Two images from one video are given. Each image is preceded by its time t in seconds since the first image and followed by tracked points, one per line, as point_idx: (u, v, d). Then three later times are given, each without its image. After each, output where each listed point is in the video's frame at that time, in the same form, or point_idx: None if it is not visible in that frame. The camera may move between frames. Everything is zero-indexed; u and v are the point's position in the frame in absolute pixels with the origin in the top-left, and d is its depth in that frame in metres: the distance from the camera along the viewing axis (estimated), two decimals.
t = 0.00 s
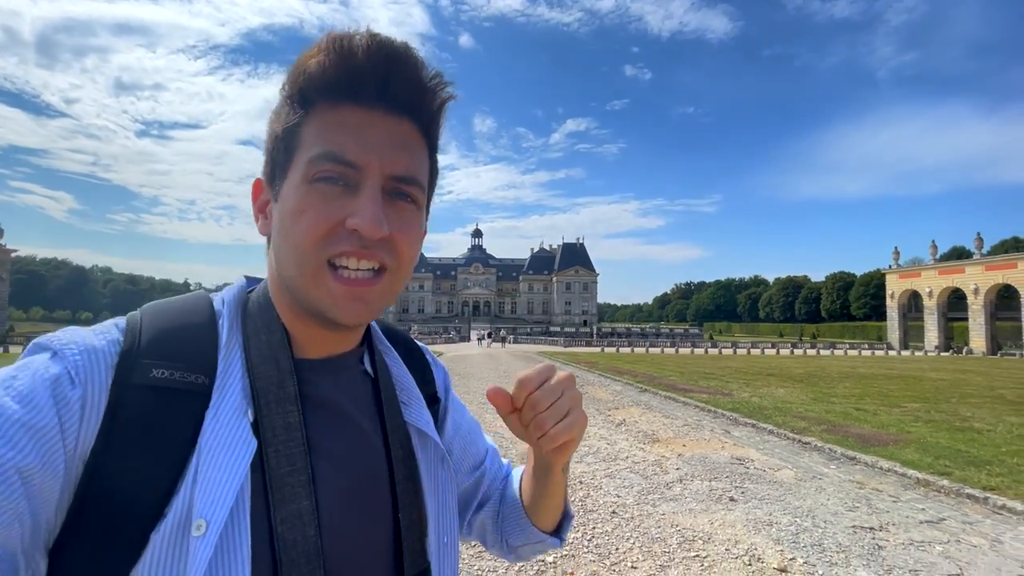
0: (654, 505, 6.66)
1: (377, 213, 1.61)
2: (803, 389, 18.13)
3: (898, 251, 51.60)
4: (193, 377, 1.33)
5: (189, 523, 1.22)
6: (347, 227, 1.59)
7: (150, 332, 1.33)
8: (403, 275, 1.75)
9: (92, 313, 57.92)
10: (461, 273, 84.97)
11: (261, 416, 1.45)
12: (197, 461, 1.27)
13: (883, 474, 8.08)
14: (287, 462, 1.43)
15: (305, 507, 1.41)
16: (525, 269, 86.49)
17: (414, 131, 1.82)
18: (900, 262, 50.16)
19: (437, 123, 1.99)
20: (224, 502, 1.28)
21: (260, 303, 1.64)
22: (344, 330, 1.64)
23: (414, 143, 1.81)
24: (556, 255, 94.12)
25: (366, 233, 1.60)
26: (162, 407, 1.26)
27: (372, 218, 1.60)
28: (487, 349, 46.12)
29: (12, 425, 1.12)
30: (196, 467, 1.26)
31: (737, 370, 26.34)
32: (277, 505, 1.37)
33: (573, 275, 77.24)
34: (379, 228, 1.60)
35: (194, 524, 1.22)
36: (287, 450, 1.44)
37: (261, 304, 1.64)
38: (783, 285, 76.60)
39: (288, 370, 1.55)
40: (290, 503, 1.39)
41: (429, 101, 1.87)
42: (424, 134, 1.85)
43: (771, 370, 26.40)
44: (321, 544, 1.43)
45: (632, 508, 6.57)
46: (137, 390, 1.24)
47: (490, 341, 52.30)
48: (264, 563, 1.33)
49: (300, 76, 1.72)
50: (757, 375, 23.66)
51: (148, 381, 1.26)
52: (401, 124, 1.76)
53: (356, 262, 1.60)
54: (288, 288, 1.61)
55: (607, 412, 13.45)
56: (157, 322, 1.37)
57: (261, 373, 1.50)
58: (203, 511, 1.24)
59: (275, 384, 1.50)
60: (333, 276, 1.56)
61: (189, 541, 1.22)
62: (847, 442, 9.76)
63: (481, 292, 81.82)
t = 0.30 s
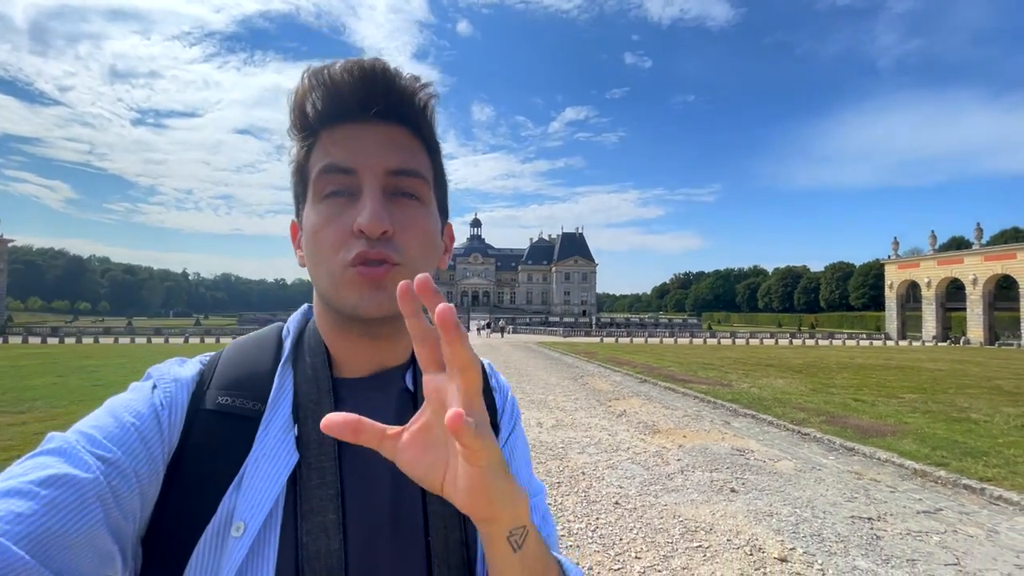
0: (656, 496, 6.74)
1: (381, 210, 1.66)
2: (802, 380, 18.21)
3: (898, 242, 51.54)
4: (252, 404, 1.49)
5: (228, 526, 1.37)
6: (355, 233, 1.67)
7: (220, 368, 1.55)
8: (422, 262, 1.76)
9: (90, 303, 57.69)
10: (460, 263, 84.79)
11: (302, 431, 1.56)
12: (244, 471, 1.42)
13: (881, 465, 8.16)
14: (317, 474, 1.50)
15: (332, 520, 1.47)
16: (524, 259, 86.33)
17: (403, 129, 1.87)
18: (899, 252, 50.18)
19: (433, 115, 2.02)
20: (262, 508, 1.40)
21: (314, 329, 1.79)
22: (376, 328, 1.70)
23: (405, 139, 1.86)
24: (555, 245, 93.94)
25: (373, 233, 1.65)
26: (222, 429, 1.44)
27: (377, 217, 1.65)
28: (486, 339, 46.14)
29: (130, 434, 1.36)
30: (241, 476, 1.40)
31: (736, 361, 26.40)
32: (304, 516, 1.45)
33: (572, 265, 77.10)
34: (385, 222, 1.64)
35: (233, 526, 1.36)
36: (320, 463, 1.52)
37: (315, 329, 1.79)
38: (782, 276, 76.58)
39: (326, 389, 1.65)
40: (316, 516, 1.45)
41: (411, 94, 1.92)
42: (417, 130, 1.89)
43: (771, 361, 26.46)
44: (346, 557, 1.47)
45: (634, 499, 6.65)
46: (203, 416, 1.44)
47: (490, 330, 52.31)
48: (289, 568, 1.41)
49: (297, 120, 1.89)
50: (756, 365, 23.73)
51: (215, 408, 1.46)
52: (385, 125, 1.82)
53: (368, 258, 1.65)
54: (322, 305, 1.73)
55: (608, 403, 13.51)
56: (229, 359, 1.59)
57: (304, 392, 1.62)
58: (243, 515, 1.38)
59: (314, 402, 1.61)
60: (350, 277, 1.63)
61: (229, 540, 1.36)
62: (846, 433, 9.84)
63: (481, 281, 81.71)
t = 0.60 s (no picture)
0: (658, 491, 6.79)
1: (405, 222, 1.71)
2: (802, 374, 18.29)
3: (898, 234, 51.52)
4: (280, 429, 1.55)
5: (254, 545, 1.41)
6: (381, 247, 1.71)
7: (253, 394, 1.63)
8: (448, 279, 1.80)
9: (89, 296, 57.70)
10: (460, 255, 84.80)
11: (323, 452, 1.58)
12: (269, 492, 1.46)
13: (880, 460, 8.21)
14: (336, 496, 1.52)
15: (348, 544, 1.47)
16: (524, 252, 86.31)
17: (419, 154, 1.95)
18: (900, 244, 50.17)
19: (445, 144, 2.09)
20: (287, 528, 1.43)
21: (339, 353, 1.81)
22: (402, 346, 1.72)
23: (422, 163, 1.93)
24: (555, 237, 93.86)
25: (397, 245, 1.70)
26: (253, 453, 1.51)
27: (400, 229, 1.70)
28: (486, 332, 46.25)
29: (174, 453, 1.45)
30: (268, 497, 1.45)
31: (736, 354, 26.48)
32: (321, 539, 1.46)
33: (573, 258, 77.11)
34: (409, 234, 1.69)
35: (258, 545, 1.41)
36: (338, 485, 1.53)
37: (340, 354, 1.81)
38: (783, 268, 76.57)
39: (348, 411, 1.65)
40: (333, 538, 1.46)
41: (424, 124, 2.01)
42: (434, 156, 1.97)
43: (770, 354, 26.52)
44: None
45: (636, 494, 6.70)
46: (236, 440, 1.52)
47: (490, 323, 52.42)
48: None
49: (318, 157, 2.00)
50: (756, 359, 23.78)
51: (246, 432, 1.53)
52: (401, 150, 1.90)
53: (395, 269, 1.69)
54: (348, 324, 1.76)
55: (609, 397, 13.57)
56: (262, 384, 1.67)
57: (325, 415, 1.64)
58: (269, 535, 1.42)
59: (335, 424, 1.62)
60: (376, 294, 1.67)
61: (254, 559, 1.40)
62: (845, 428, 9.90)
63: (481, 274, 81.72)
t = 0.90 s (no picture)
0: (660, 487, 6.81)
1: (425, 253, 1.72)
2: (804, 370, 18.29)
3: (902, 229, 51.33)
4: (301, 437, 1.56)
5: (277, 554, 1.42)
6: (400, 273, 1.71)
7: (273, 399, 1.63)
8: (466, 305, 1.82)
9: (93, 290, 57.95)
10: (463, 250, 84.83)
11: (344, 462, 1.59)
12: (291, 501, 1.47)
13: (881, 456, 8.22)
14: (356, 508, 1.53)
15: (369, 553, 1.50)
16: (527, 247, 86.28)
17: (445, 172, 1.90)
18: (904, 239, 49.99)
19: (471, 158, 2.04)
20: (308, 536, 1.45)
21: (357, 364, 1.81)
22: (418, 367, 1.75)
23: (446, 183, 1.89)
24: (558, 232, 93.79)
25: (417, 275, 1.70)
26: (275, 461, 1.52)
27: (419, 260, 1.70)
28: (488, 327, 46.35)
29: (200, 455, 1.46)
30: (289, 506, 1.47)
31: (739, 350, 26.53)
32: (342, 549, 1.48)
33: (575, 253, 77.08)
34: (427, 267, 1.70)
35: (281, 554, 1.42)
36: (359, 496, 1.54)
37: (357, 364, 1.80)
38: (785, 264, 76.45)
39: (366, 421, 1.67)
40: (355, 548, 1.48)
41: (450, 141, 1.95)
42: (458, 176, 1.94)
43: (773, 350, 26.51)
44: None
45: (638, 489, 6.72)
46: (259, 446, 1.53)
47: (492, 318, 52.55)
48: None
49: (339, 165, 1.93)
50: (758, 354, 23.81)
51: (269, 439, 1.54)
52: (427, 170, 1.85)
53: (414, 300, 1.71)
54: (365, 340, 1.76)
55: (611, 393, 13.60)
56: (281, 390, 1.67)
57: (346, 425, 1.64)
58: (291, 543, 1.43)
59: (355, 434, 1.63)
60: (393, 320, 1.69)
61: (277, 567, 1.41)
62: (847, 424, 9.91)
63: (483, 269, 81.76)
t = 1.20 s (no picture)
0: (664, 483, 6.82)
1: (480, 284, 1.68)
2: (807, 366, 18.30)
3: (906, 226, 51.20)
4: (327, 430, 1.56)
5: (303, 548, 1.43)
6: (452, 301, 1.67)
7: (298, 390, 1.63)
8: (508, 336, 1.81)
9: (97, 287, 58.24)
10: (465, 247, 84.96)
11: (369, 459, 1.60)
12: (317, 495, 1.47)
13: (885, 453, 8.22)
14: (382, 504, 1.55)
15: (395, 548, 1.52)
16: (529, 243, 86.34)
17: (509, 198, 1.85)
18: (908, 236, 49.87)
19: (534, 185, 1.99)
20: (334, 530, 1.45)
21: (382, 360, 1.80)
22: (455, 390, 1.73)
23: (509, 210, 1.84)
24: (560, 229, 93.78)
25: (470, 308, 1.66)
26: (301, 453, 1.52)
27: (475, 290, 1.67)
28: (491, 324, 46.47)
29: (228, 442, 1.46)
30: (316, 499, 1.46)
31: (741, 346, 26.53)
32: (368, 543, 1.49)
33: (578, 250, 77.12)
34: (482, 302, 1.66)
35: (307, 547, 1.42)
36: (384, 492, 1.56)
37: (382, 360, 1.80)
38: (788, 260, 76.35)
39: (392, 418, 1.68)
40: (380, 544, 1.50)
41: (519, 167, 1.89)
42: (520, 202, 1.89)
43: (775, 347, 26.54)
44: None
45: (643, 485, 6.73)
46: (287, 437, 1.53)
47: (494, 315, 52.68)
48: None
49: (402, 167, 1.85)
50: (761, 351, 23.83)
51: (296, 431, 1.54)
52: (494, 195, 1.80)
53: (464, 330, 1.67)
54: (406, 354, 1.73)
55: (613, 389, 13.62)
56: (306, 382, 1.67)
57: (370, 422, 1.65)
58: (317, 537, 1.44)
59: (381, 431, 1.64)
60: (442, 346, 1.66)
61: (303, 561, 1.42)
62: (850, 420, 9.92)
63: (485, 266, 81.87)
